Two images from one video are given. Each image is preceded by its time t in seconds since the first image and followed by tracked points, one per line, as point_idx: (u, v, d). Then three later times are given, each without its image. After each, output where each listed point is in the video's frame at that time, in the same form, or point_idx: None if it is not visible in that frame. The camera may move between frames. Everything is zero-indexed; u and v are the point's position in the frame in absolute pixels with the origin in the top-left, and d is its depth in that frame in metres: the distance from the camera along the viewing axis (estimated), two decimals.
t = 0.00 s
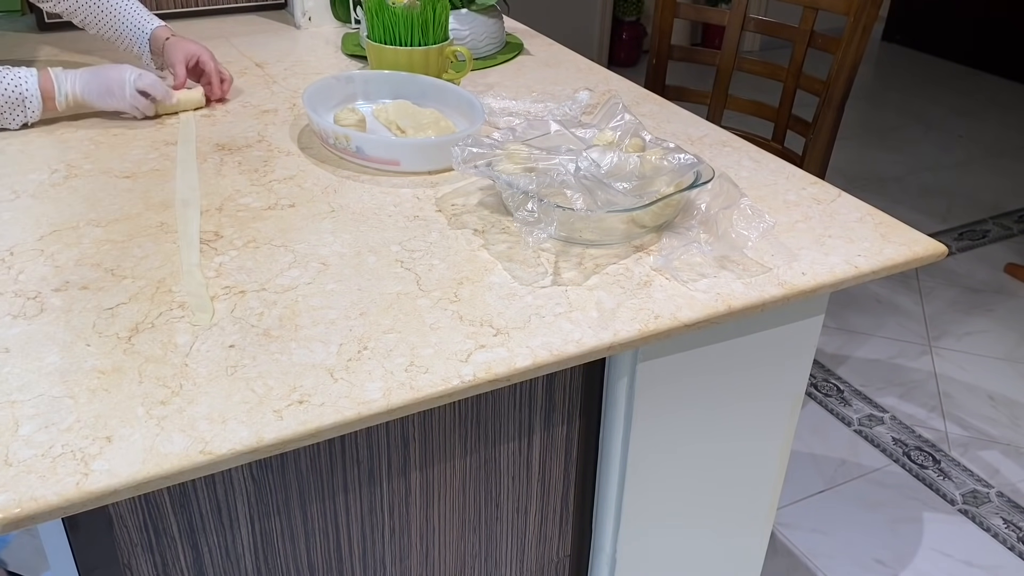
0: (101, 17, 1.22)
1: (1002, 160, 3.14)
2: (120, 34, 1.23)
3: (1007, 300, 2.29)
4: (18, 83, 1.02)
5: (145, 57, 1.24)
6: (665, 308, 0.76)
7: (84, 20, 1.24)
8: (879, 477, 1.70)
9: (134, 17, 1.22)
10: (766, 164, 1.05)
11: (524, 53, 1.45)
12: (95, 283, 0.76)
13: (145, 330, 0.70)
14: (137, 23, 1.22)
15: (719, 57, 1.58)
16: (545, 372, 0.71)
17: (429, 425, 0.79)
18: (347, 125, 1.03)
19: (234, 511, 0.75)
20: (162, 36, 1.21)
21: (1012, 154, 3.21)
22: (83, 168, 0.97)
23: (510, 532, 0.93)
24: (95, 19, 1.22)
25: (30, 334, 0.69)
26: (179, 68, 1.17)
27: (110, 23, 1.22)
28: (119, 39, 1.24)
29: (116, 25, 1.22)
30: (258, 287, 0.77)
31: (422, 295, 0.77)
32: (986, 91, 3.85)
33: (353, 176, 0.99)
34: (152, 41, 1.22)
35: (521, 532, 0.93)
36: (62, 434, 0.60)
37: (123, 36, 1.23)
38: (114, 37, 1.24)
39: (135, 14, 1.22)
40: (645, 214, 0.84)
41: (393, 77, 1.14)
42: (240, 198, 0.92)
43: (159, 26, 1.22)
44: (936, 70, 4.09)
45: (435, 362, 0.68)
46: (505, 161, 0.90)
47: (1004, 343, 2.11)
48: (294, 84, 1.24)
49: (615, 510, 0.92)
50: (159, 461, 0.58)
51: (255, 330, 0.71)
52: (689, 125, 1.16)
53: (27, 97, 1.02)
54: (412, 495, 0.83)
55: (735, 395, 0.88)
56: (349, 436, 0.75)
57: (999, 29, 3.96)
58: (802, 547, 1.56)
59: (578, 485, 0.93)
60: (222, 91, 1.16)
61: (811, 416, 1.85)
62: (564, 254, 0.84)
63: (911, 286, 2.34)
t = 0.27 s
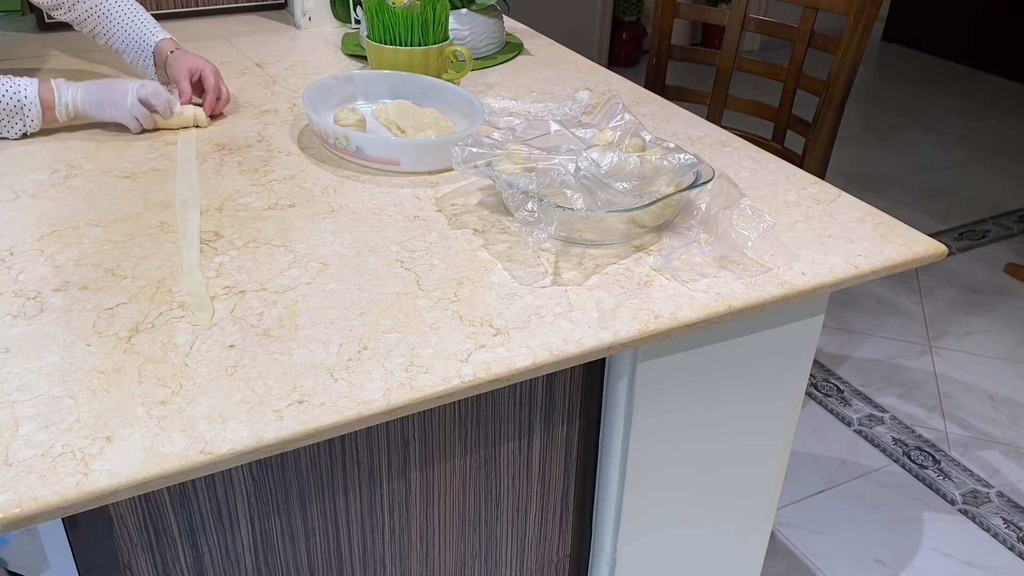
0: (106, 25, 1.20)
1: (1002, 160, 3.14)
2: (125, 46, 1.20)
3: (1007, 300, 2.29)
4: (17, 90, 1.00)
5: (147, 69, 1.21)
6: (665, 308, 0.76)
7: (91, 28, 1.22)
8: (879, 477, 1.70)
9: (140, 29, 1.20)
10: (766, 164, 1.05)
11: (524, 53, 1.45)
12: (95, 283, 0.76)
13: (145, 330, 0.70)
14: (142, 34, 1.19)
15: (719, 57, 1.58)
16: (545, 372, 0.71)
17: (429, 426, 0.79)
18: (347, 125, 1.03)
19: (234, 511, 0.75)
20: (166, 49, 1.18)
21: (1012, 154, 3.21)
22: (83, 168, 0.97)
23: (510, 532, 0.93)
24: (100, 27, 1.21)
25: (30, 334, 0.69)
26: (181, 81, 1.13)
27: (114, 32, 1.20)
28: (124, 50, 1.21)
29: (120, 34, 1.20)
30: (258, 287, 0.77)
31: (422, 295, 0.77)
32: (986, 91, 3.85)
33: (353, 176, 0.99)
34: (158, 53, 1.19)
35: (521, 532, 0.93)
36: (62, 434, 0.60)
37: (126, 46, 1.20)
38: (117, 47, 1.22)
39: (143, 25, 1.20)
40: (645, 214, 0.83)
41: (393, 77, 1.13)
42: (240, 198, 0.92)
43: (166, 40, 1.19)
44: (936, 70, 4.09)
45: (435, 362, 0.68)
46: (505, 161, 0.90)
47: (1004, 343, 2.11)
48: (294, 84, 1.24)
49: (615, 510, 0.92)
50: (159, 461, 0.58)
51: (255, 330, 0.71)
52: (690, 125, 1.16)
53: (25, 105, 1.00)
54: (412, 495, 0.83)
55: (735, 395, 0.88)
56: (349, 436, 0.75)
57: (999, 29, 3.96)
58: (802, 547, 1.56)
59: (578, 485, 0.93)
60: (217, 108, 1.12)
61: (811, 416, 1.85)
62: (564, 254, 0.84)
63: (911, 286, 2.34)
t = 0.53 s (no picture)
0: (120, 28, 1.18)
1: (1002, 160, 3.14)
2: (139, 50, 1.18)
3: (1007, 300, 2.29)
4: (16, 100, 0.96)
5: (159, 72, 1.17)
6: (665, 308, 0.76)
7: (106, 32, 1.21)
8: (879, 477, 1.70)
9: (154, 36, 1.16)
10: (766, 164, 1.04)
11: (524, 53, 1.45)
12: (95, 283, 0.76)
13: (145, 330, 0.70)
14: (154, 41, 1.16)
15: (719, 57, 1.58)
16: (545, 372, 0.71)
17: (429, 425, 0.79)
18: (347, 125, 1.03)
19: (234, 511, 0.75)
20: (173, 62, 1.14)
21: (1012, 154, 3.21)
22: (83, 168, 0.97)
23: (510, 532, 0.93)
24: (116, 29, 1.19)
25: (30, 334, 0.69)
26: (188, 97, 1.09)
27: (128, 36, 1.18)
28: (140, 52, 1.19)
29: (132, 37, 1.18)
30: (258, 287, 0.77)
31: (422, 295, 0.77)
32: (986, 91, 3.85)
33: (353, 176, 0.99)
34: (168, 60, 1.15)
35: (521, 532, 0.93)
36: (62, 433, 0.60)
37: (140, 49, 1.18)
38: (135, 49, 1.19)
39: (156, 31, 1.17)
40: (645, 214, 0.83)
41: (393, 77, 1.13)
42: (240, 198, 0.92)
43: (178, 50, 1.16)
44: (936, 70, 4.09)
45: (435, 362, 0.68)
46: (505, 161, 0.90)
47: (1004, 343, 2.11)
48: (294, 84, 1.24)
49: (615, 510, 0.92)
50: (159, 461, 0.58)
51: (255, 330, 0.71)
52: (690, 125, 1.16)
53: (23, 117, 0.95)
54: (412, 495, 0.83)
55: (735, 395, 0.88)
56: (349, 436, 0.75)
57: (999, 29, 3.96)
58: (802, 547, 1.56)
59: (578, 485, 0.93)
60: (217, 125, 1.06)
61: (811, 416, 1.85)
62: (564, 254, 0.84)
63: (911, 286, 2.34)
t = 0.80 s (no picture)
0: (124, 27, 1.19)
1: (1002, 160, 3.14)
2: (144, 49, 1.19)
3: (1007, 300, 2.29)
4: (21, 101, 0.96)
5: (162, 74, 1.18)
6: (665, 308, 0.76)
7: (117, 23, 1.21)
8: (879, 477, 1.70)
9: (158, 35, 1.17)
10: (766, 164, 1.04)
11: (524, 53, 1.44)
12: (95, 283, 0.76)
13: (145, 330, 0.70)
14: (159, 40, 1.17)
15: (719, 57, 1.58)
16: (545, 373, 0.71)
17: (429, 425, 0.79)
18: (347, 125, 1.03)
19: (234, 511, 0.75)
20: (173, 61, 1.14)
21: (1012, 154, 3.21)
22: (83, 168, 0.97)
23: (510, 532, 0.93)
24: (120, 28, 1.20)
25: (30, 334, 0.69)
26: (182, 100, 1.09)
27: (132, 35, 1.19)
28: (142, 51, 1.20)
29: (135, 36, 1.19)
30: (258, 287, 0.77)
31: (422, 295, 0.77)
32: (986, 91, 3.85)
33: (353, 176, 0.99)
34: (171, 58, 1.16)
35: (521, 532, 0.93)
36: (62, 434, 0.60)
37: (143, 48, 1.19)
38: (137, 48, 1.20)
39: (161, 32, 1.17)
40: (645, 214, 0.84)
41: (393, 77, 1.13)
42: (240, 198, 0.92)
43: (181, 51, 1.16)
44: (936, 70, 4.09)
45: (435, 362, 0.68)
46: (506, 161, 0.90)
47: (1004, 343, 2.11)
48: (294, 84, 1.24)
49: (615, 510, 0.92)
50: (159, 461, 0.58)
51: (255, 330, 0.71)
52: (690, 125, 1.16)
53: (27, 115, 0.95)
54: (412, 495, 0.83)
55: (735, 395, 0.88)
56: (349, 436, 0.75)
57: (999, 29, 3.96)
58: (802, 547, 1.56)
59: (578, 485, 0.93)
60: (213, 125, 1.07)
61: (811, 416, 1.85)
62: (564, 254, 0.84)
63: (911, 286, 2.34)
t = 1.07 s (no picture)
0: (118, 19, 1.19)
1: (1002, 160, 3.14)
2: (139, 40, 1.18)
3: (1007, 300, 2.29)
4: (16, 112, 0.96)
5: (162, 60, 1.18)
6: (665, 308, 0.76)
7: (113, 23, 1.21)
8: (879, 478, 1.70)
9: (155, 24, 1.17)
10: (766, 164, 1.04)
11: (524, 53, 1.44)
12: (95, 283, 0.76)
13: (145, 330, 0.70)
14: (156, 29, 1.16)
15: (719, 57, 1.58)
16: (545, 372, 0.71)
17: (429, 425, 0.79)
18: (347, 125, 1.03)
19: (234, 511, 0.75)
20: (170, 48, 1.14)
21: (1012, 154, 3.21)
22: (83, 168, 0.97)
23: (510, 532, 0.93)
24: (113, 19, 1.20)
25: (30, 334, 0.69)
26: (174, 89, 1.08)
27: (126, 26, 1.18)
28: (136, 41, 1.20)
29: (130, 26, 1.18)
30: (258, 287, 0.77)
31: (422, 295, 0.77)
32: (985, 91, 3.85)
33: (353, 176, 0.99)
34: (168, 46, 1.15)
35: (521, 532, 0.93)
36: (62, 434, 0.60)
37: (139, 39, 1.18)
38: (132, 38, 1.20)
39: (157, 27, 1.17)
40: (645, 214, 0.84)
41: (394, 77, 1.14)
42: (240, 198, 0.92)
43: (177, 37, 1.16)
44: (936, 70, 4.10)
45: (435, 362, 0.68)
46: (505, 161, 0.90)
47: (1003, 343, 2.11)
48: (294, 84, 1.24)
49: (615, 510, 0.92)
50: (158, 461, 0.58)
51: (255, 330, 0.71)
52: (690, 125, 1.16)
53: (22, 126, 0.95)
54: (412, 495, 0.83)
55: (735, 395, 0.88)
56: (349, 436, 0.75)
57: (999, 29, 3.96)
58: (802, 547, 1.56)
59: (578, 485, 0.93)
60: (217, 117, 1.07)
61: (811, 416, 1.85)
62: (564, 254, 0.84)
63: (911, 286, 2.34)
